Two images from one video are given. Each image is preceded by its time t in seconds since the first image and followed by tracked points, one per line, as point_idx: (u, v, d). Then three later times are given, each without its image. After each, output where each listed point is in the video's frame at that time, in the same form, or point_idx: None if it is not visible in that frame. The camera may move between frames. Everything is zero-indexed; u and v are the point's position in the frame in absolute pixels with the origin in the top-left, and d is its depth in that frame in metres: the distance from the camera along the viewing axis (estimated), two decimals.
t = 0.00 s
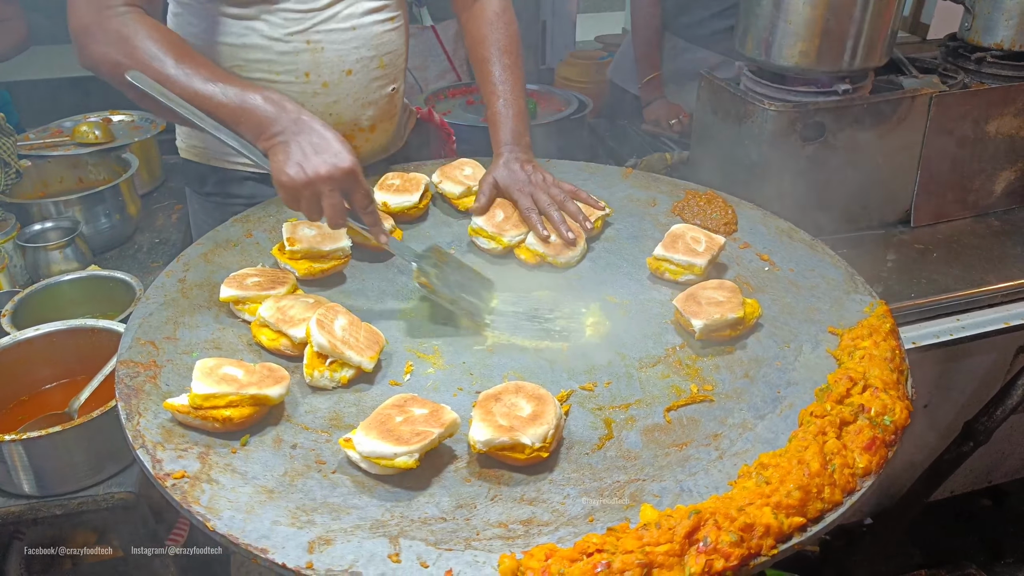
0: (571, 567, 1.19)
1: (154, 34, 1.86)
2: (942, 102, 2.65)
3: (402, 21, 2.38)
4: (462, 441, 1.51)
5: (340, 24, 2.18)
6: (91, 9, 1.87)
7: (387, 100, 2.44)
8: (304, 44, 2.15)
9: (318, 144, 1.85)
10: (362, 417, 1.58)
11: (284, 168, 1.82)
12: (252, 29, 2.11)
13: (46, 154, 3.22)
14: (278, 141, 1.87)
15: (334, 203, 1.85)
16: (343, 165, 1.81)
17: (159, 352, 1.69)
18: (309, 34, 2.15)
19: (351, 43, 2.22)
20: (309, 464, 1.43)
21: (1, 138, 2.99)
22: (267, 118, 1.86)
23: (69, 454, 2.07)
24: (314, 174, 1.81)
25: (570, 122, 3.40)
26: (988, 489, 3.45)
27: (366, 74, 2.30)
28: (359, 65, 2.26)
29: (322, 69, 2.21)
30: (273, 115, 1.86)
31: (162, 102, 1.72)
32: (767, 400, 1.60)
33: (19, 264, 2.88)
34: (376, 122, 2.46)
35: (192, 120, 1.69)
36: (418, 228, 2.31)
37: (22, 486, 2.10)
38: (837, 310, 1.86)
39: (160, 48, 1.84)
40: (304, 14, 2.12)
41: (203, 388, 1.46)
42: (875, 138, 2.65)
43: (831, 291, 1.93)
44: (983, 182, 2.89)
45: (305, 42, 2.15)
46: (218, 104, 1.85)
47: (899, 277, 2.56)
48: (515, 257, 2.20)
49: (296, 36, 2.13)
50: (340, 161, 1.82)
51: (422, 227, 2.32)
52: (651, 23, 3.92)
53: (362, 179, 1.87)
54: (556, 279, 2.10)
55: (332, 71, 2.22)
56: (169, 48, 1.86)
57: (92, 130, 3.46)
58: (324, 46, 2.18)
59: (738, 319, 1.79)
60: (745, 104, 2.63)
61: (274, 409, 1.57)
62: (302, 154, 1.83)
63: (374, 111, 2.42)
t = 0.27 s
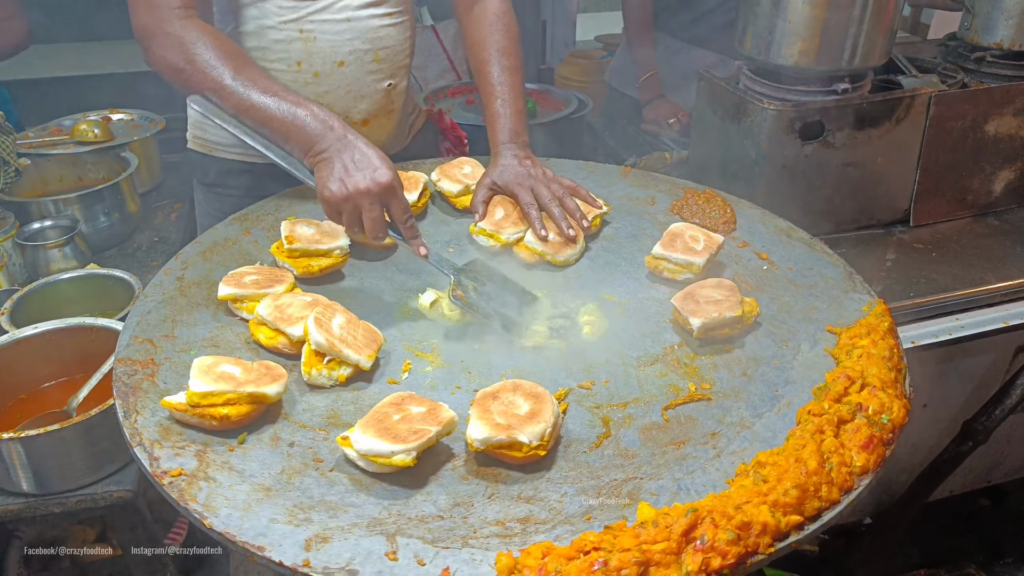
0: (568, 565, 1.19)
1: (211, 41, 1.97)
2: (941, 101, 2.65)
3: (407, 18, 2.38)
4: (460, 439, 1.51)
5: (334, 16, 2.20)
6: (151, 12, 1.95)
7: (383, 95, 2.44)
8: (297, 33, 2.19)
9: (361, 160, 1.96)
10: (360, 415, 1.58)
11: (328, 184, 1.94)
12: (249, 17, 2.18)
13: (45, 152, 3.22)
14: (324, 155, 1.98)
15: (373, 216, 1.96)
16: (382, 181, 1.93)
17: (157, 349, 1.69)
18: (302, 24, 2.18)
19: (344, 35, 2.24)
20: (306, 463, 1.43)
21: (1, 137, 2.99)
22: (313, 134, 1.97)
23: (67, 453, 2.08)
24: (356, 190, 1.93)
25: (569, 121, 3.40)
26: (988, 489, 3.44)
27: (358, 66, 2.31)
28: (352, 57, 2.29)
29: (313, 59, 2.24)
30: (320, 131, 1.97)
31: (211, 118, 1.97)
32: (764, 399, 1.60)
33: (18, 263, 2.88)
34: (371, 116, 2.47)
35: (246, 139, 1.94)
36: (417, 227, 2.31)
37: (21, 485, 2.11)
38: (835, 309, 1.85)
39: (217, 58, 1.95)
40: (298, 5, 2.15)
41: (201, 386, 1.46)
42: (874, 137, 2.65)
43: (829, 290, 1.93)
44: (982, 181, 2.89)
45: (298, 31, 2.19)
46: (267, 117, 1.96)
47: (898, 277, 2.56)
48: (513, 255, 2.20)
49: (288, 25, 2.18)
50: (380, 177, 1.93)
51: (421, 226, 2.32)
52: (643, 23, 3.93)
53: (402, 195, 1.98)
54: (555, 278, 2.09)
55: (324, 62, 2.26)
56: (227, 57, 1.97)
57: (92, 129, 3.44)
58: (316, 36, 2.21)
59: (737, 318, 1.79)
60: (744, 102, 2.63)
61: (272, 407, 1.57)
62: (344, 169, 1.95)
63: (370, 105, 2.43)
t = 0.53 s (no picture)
0: (569, 564, 1.19)
1: (256, 53, 1.87)
2: (942, 100, 2.65)
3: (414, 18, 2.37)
4: (460, 439, 1.51)
5: (333, 15, 2.21)
6: (202, 18, 1.88)
7: (383, 95, 2.43)
8: (297, 31, 2.20)
9: (407, 185, 1.84)
10: (361, 415, 1.58)
11: (376, 212, 1.85)
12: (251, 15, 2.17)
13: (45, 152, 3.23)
14: (372, 182, 1.87)
15: (423, 241, 1.86)
16: (429, 205, 1.83)
17: (158, 349, 1.69)
18: (302, 23, 2.19)
19: (343, 35, 2.24)
20: (307, 462, 1.43)
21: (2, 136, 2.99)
22: (360, 159, 1.86)
23: (68, 452, 2.08)
24: (403, 217, 1.83)
25: (569, 121, 3.41)
26: (987, 488, 3.45)
27: (357, 66, 2.31)
28: (350, 57, 2.29)
29: (312, 57, 2.25)
30: (368, 155, 1.86)
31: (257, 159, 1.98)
32: (765, 398, 1.60)
33: (19, 262, 2.88)
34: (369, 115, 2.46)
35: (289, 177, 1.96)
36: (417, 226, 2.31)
37: (21, 484, 2.11)
38: (835, 309, 1.86)
39: (262, 69, 1.86)
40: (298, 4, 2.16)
41: (202, 385, 1.46)
42: (874, 136, 2.65)
43: (830, 289, 1.93)
44: (982, 181, 2.89)
45: (297, 30, 2.20)
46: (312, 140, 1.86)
47: (898, 276, 2.56)
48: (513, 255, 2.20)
49: (287, 23, 2.18)
50: (427, 202, 1.83)
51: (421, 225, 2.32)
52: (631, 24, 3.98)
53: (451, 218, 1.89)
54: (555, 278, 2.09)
55: (321, 61, 2.27)
56: (274, 71, 1.87)
57: (92, 129, 3.46)
58: (316, 35, 2.22)
59: (737, 318, 1.79)
60: (744, 102, 2.63)
61: (272, 407, 1.57)
62: (391, 195, 1.85)
63: (368, 104, 2.43)
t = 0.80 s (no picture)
0: (568, 562, 1.19)
1: (155, 23, 1.99)
2: (941, 101, 2.66)
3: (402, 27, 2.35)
4: (460, 438, 1.52)
5: (317, 23, 2.20)
6: None
7: (364, 102, 2.43)
8: (279, 36, 2.19)
9: (289, 143, 1.93)
10: (361, 414, 1.59)
11: (256, 165, 1.91)
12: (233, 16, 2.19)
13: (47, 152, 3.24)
14: (254, 134, 1.96)
15: (303, 199, 1.92)
16: (310, 164, 1.90)
17: (159, 348, 1.70)
18: (284, 28, 2.18)
19: (326, 41, 2.23)
20: (307, 461, 1.44)
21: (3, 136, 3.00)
22: (243, 116, 1.96)
23: (69, 451, 2.09)
24: (282, 172, 1.89)
25: (569, 121, 3.41)
26: (987, 488, 3.45)
27: (340, 74, 2.31)
28: (332, 64, 2.28)
29: (294, 62, 2.24)
30: (249, 112, 1.96)
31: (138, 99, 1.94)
32: (764, 398, 1.61)
33: (20, 262, 2.90)
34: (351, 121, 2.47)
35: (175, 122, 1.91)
36: (418, 227, 2.32)
37: (23, 483, 2.12)
38: (834, 309, 1.86)
39: (155, 35, 1.97)
40: (282, 10, 2.15)
41: (202, 384, 1.47)
42: (874, 137, 2.66)
43: (829, 289, 1.94)
44: (982, 181, 2.90)
45: (280, 34, 2.19)
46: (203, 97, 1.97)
47: (897, 276, 2.56)
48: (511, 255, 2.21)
49: (270, 27, 2.18)
50: (307, 160, 1.90)
51: (422, 225, 2.32)
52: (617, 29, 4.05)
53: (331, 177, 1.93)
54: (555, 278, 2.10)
55: (303, 66, 2.26)
56: (167, 38, 1.99)
57: (92, 129, 3.46)
58: (298, 41, 2.21)
59: (737, 318, 1.80)
60: (744, 102, 2.64)
61: (272, 406, 1.58)
62: (272, 152, 1.93)
63: (348, 112, 2.43)
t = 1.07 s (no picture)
0: (568, 562, 1.19)
1: (136, 33, 2.10)
2: (941, 101, 2.66)
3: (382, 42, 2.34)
4: (460, 438, 1.52)
5: (299, 39, 2.18)
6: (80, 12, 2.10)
7: (353, 116, 2.41)
8: (262, 54, 2.18)
9: (273, 132, 2.03)
10: (361, 414, 1.59)
11: (240, 153, 2.00)
12: (217, 37, 2.19)
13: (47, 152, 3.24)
14: (238, 124, 2.05)
15: (286, 185, 2.02)
16: (294, 151, 1.99)
17: (159, 349, 1.70)
18: (267, 47, 2.18)
19: (309, 58, 2.22)
20: (307, 461, 1.44)
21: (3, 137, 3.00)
22: (227, 106, 2.04)
23: (69, 451, 2.09)
24: (266, 160, 1.98)
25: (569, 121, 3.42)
26: (987, 488, 3.45)
27: (325, 88, 2.29)
28: (317, 80, 2.27)
29: (278, 80, 2.23)
30: (232, 103, 2.04)
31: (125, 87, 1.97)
32: (764, 398, 1.61)
33: (20, 262, 2.90)
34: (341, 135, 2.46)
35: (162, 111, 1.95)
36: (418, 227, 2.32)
37: (23, 483, 2.12)
38: (834, 309, 1.86)
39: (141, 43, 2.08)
40: (262, 26, 2.15)
41: (202, 384, 1.47)
42: (874, 137, 2.66)
43: (829, 289, 1.94)
44: (981, 181, 2.90)
45: (263, 52, 2.18)
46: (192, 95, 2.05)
47: (897, 276, 2.56)
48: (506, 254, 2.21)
49: (253, 47, 2.17)
50: (291, 147, 2.00)
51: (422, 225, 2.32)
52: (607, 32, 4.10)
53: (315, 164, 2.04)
54: (556, 278, 2.10)
55: (288, 84, 2.25)
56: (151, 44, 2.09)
57: (93, 129, 3.47)
58: (281, 59, 2.20)
59: (737, 317, 1.80)
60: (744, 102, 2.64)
61: (273, 406, 1.58)
62: (256, 140, 2.01)
63: (339, 126, 2.41)
